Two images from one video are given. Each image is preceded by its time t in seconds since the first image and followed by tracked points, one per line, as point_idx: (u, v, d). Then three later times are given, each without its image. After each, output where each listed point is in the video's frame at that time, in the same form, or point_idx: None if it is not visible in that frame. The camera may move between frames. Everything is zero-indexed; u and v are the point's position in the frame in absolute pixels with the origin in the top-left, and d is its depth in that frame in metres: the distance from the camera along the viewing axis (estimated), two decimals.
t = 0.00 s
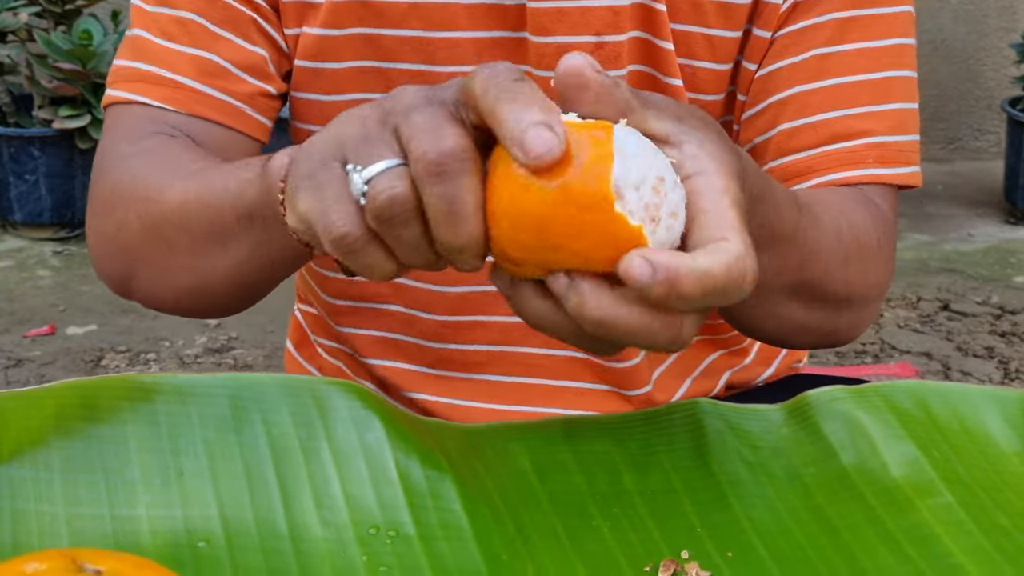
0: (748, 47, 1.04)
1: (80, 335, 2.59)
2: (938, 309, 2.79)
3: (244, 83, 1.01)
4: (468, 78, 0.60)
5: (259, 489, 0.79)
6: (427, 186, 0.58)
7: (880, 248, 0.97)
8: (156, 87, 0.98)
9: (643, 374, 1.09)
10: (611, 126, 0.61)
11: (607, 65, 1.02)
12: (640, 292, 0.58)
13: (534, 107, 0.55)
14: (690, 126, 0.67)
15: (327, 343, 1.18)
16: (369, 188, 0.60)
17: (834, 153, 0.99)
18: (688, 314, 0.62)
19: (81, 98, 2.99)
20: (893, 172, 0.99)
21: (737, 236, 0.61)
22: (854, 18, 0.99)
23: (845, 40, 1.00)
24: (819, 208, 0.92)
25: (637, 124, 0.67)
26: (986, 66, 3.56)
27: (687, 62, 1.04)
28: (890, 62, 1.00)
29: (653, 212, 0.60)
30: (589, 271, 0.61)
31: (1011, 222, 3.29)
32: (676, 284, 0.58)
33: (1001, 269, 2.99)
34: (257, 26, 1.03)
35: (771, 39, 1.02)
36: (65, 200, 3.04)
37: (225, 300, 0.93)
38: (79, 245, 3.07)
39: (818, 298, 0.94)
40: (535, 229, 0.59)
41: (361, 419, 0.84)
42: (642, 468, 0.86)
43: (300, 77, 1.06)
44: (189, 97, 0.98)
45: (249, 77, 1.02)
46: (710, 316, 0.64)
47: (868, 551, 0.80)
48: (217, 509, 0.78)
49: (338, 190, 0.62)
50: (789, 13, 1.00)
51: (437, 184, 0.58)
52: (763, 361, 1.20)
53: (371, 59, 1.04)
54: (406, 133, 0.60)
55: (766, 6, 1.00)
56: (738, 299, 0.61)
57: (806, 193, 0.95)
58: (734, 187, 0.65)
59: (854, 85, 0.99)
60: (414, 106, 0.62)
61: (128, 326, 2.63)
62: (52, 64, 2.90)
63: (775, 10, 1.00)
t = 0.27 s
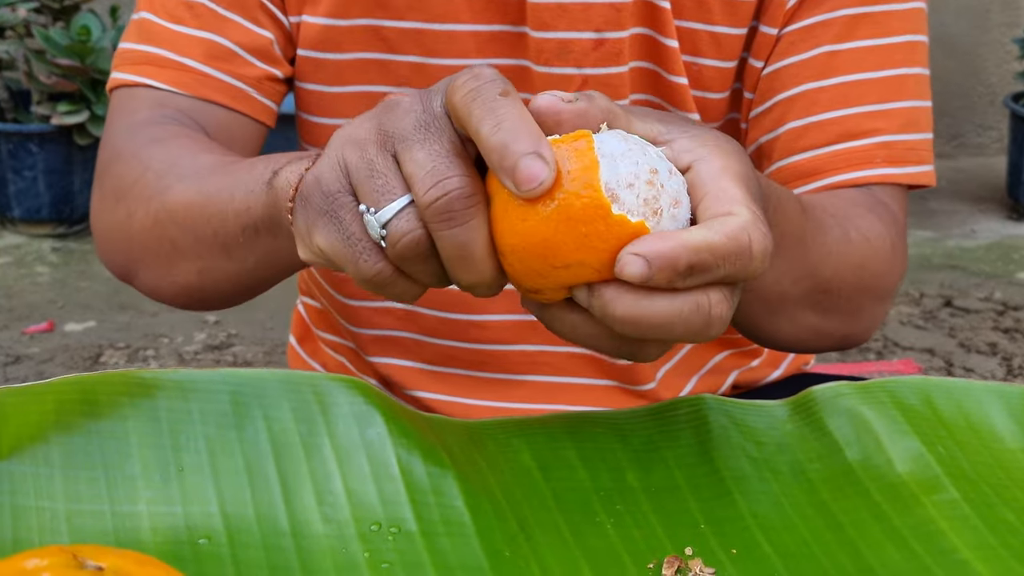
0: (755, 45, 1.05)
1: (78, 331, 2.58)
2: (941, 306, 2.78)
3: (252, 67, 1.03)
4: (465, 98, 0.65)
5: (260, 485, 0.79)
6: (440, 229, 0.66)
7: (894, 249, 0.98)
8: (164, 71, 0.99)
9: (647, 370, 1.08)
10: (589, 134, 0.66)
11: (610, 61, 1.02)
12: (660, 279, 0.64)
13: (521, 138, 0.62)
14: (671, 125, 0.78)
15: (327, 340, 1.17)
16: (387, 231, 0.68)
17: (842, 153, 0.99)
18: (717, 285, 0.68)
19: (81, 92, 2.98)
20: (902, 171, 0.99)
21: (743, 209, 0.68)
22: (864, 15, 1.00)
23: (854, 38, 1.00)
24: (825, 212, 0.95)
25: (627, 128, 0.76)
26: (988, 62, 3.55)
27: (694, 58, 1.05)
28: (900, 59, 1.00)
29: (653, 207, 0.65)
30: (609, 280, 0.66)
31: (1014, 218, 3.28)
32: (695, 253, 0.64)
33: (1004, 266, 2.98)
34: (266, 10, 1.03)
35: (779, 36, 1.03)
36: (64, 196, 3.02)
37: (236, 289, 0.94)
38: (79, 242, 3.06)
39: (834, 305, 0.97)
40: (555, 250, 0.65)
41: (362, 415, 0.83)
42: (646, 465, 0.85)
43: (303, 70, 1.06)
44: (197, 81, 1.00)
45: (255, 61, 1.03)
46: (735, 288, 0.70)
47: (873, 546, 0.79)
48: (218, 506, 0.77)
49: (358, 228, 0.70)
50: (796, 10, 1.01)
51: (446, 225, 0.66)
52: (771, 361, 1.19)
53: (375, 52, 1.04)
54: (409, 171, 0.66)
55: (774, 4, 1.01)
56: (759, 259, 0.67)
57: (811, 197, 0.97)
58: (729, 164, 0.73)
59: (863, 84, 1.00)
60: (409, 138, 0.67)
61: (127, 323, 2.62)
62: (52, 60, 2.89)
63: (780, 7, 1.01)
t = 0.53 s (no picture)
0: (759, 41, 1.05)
1: (79, 328, 2.57)
2: (942, 302, 2.78)
3: (250, 57, 1.03)
4: (446, 114, 0.63)
5: (261, 481, 0.78)
6: (454, 252, 0.66)
7: (902, 246, 0.98)
8: (160, 61, 0.99)
9: (649, 366, 1.08)
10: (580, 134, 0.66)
11: (613, 59, 1.02)
12: (666, 275, 0.64)
13: (512, 146, 0.61)
14: (679, 119, 0.77)
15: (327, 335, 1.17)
16: (401, 261, 0.69)
17: (848, 151, 0.99)
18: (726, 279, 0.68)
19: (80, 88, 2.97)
20: (908, 168, 0.99)
21: (749, 201, 0.68)
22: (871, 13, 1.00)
23: (859, 35, 1.01)
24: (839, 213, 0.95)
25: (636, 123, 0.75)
26: (989, 57, 3.55)
27: (700, 57, 1.04)
28: (903, 56, 1.01)
29: (657, 199, 0.65)
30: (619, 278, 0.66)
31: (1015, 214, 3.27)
32: (701, 246, 0.64)
33: (1004, 261, 2.98)
34: None
35: (785, 33, 1.03)
36: (64, 192, 3.02)
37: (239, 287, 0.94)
38: (79, 239, 3.06)
39: (842, 306, 0.97)
40: (559, 246, 0.65)
41: (362, 411, 0.83)
42: (648, 461, 0.85)
43: (306, 66, 1.06)
44: (193, 70, 1.00)
45: (254, 50, 1.03)
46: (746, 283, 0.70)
47: (875, 542, 0.79)
48: (219, 502, 0.77)
49: (371, 261, 0.70)
50: (802, 7, 1.01)
51: (456, 250, 0.66)
52: (773, 360, 1.19)
53: (377, 48, 1.04)
54: (410, 199, 0.67)
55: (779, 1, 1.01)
56: (767, 251, 0.67)
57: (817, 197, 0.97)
58: (738, 158, 0.73)
59: (870, 81, 1.00)
60: (401, 165, 0.67)
61: (128, 319, 2.62)
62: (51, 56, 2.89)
63: (786, 4, 1.01)
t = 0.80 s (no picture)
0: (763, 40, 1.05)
1: (80, 325, 2.57)
2: (943, 298, 2.78)
3: (250, 51, 1.03)
4: (440, 120, 0.62)
5: (263, 476, 0.78)
6: (451, 255, 0.66)
7: (911, 245, 0.98)
8: (159, 53, 0.99)
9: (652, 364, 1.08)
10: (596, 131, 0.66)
11: (615, 57, 1.02)
12: (638, 296, 0.64)
13: (509, 151, 0.60)
14: (717, 128, 0.73)
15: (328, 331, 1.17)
16: (397, 275, 0.68)
17: (854, 150, 0.99)
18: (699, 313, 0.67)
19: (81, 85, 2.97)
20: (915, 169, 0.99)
21: (742, 243, 0.66)
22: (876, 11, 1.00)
23: (863, 34, 1.01)
24: (857, 214, 0.94)
25: (666, 127, 0.73)
26: (991, 54, 3.54)
27: (703, 55, 1.05)
28: (907, 54, 1.01)
29: (656, 216, 0.65)
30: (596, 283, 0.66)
31: (1017, 211, 3.27)
32: (675, 278, 0.63)
33: (1006, 258, 2.98)
34: None
35: (789, 32, 1.03)
36: (65, 189, 3.02)
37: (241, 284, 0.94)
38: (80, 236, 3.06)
39: (855, 304, 0.96)
40: (543, 249, 0.65)
41: (364, 406, 0.83)
42: (649, 456, 0.85)
43: (308, 63, 1.06)
44: (191, 62, 1.00)
45: (254, 44, 1.03)
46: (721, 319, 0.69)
47: (876, 538, 0.79)
48: (221, 497, 0.77)
49: (366, 275, 0.70)
50: (805, 6, 1.01)
51: (456, 249, 0.66)
52: (776, 358, 1.19)
53: (379, 45, 1.04)
54: (398, 209, 0.65)
55: None
56: (743, 297, 0.66)
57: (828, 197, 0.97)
58: (755, 189, 0.71)
59: (876, 80, 1.00)
60: (386, 177, 0.65)
61: (129, 316, 2.62)
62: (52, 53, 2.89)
63: (790, 3, 1.01)
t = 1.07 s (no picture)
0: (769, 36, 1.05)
1: (81, 323, 2.58)
2: (944, 295, 2.78)
3: (242, 37, 1.03)
4: (461, 138, 0.58)
5: (265, 473, 0.79)
6: (441, 267, 0.64)
7: (928, 239, 0.98)
8: (151, 36, 1.00)
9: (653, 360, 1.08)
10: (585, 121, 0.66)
11: (615, 56, 1.02)
12: (602, 274, 0.63)
13: (538, 174, 0.59)
14: (712, 114, 0.72)
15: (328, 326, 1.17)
16: (379, 276, 0.66)
17: (864, 145, 0.99)
18: (667, 287, 0.65)
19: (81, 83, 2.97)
20: (925, 165, 0.99)
21: (704, 207, 0.64)
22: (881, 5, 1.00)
23: (869, 29, 1.01)
24: (874, 210, 0.94)
25: (659, 114, 0.71)
26: (992, 50, 3.54)
27: (707, 53, 1.05)
28: (911, 51, 1.00)
29: (632, 211, 0.65)
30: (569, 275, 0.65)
31: (1018, 208, 3.27)
32: (634, 249, 0.62)
33: (1007, 255, 2.98)
34: None
35: (795, 29, 1.03)
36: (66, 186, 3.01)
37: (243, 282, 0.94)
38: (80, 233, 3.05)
39: (868, 297, 0.95)
40: (511, 236, 0.64)
41: (367, 403, 0.83)
42: (650, 451, 0.86)
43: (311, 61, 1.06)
44: (185, 47, 1.00)
45: (247, 31, 1.04)
46: (694, 293, 0.67)
47: (878, 534, 0.79)
48: (223, 493, 0.77)
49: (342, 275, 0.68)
50: (810, 2, 1.01)
51: (441, 263, 0.63)
52: (778, 358, 1.19)
53: (380, 43, 1.04)
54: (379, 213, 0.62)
55: None
56: (706, 261, 0.63)
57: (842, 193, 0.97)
58: (741, 164, 0.68)
59: (886, 75, 1.00)
60: (367, 185, 0.62)
61: (130, 313, 2.62)
62: (52, 50, 2.88)
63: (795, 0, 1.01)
